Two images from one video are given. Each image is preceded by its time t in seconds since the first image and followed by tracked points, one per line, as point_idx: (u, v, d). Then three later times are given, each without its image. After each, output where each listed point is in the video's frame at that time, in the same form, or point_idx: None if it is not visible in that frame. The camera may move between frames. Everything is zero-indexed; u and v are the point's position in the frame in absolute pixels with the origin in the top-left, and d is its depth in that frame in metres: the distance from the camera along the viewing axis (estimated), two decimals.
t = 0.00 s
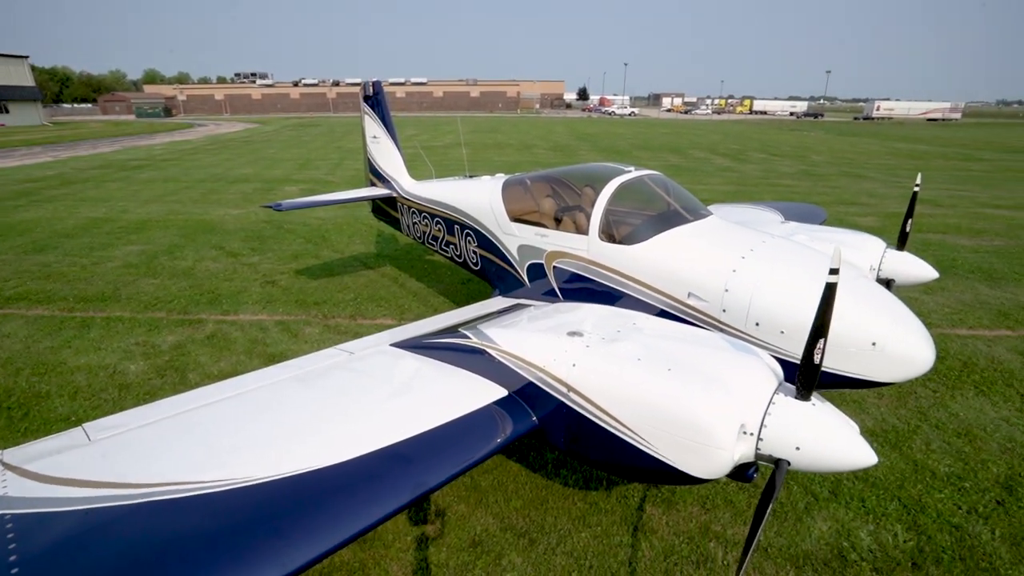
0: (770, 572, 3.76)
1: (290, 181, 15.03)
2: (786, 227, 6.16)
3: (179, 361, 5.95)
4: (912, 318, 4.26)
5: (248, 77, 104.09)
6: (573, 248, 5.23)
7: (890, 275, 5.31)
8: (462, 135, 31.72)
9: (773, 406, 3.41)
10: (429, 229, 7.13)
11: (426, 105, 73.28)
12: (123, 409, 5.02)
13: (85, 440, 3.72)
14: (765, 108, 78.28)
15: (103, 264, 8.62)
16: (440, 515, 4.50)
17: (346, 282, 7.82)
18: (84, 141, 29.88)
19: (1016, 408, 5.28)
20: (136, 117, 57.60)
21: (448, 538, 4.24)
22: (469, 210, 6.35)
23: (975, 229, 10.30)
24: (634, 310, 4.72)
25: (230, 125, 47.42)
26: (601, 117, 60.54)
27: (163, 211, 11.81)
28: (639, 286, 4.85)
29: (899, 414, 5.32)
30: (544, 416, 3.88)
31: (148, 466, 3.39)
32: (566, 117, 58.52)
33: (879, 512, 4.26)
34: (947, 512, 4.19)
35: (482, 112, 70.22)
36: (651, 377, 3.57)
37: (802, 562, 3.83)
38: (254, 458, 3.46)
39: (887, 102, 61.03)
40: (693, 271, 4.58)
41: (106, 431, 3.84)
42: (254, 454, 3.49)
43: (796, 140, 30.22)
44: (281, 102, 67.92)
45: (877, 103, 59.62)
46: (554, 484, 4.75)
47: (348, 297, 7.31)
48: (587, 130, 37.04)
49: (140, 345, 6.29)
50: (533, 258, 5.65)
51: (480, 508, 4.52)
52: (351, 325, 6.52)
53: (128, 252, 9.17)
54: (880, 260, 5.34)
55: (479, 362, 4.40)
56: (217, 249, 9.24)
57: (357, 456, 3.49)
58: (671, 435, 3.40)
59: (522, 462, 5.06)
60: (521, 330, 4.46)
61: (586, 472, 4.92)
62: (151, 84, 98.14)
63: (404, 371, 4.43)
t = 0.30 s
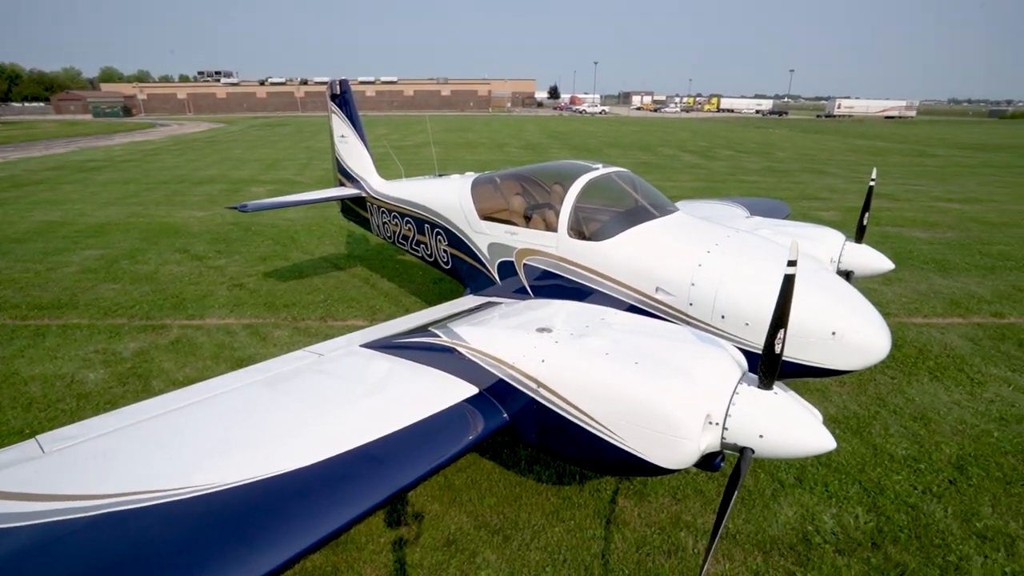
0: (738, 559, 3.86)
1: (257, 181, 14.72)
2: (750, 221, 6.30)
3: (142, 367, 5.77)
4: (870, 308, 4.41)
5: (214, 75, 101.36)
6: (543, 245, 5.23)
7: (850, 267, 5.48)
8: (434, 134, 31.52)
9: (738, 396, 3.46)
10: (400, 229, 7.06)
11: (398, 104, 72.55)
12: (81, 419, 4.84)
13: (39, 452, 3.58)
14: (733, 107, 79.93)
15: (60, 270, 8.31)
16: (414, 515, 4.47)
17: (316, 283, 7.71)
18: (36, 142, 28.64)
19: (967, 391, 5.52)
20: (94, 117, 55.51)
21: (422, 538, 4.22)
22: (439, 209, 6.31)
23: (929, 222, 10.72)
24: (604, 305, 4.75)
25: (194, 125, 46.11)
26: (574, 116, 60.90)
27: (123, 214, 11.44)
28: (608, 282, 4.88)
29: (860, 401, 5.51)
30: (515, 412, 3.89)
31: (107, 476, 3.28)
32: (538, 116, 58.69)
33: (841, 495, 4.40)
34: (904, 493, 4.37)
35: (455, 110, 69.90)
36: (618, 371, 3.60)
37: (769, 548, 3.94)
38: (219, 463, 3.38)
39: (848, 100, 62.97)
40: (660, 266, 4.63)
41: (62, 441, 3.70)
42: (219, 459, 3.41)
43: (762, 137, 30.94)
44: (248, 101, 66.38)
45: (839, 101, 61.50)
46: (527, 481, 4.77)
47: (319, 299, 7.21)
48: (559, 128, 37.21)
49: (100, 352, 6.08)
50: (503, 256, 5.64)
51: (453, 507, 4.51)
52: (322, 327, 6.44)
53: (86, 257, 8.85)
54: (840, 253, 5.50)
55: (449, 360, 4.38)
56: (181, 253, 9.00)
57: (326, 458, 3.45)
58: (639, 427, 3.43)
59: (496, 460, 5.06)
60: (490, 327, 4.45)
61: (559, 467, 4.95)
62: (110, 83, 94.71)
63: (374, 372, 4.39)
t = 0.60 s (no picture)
0: (707, 546, 3.95)
1: (221, 183, 14.36)
2: (716, 216, 6.43)
3: (101, 376, 5.58)
4: (828, 298, 4.55)
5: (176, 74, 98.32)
6: (512, 243, 5.23)
7: (810, 259, 5.64)
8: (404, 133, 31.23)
9: (702, 386, 3.51)
10: (368, 229, 6.99)
11: (368, 103, 71.63)
12: (35, 432, 4.65)
13: None
14: (698, 105, 81.46)
15: (11, 277, 7.95)
16: (386, 516, 4.43)
17: (284, 286, 7.57)
18: None
19: (921, 376, 5.76)
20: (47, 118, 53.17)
21: (395, 539, 4.19)
22: (407, 208, 6.27)
23: (885, 215, 11.13)
24: (573, 302, 4.78)
25: (154, 125, 44.60)
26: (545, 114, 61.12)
27: (79, 218, 11.03)
28: (576, 278, 4.90)
29: (822, 388, 5.69)
30: (485, 410, 3.90)
31: (59, 489, 3.17)
32: (510, 114, 58.72)
33: (805, 480, 4.54)
34: (862, 476, 4.54)
35: (426, 109, 69.40)
36: (585, 366, 3.63)
37: (736, 534, 4.04)
38: (181, 471, 3.30)
39: (810, 99, 64.85)
40: (627, 261, 4.67)
41: (13, 455, 3.55)
42: (181, 466, 3.34)
43: (728, 135, 31.59)
44: (212, 101, 64.62)
45: (800, 99, 63.36)
46: (500, 478, 4.79)
47: (287, 301, 7.09)
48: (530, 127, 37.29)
49: (55, 362, 5.84)
50: (472, 254, 5.63)
51: (426, 507, 4.49)
52: (290, 331, 6.33)
53: (40, 263, 8.50)
54: (801, 246, 5.65)
55: (418, 360, 4.34)
56: (142, 257, 8.72)
57: (293, 462, 3.40)
58: (607, 421, 3.46)
59: (468, 459, 5.06)
60: (459, 326, 4.43)
61: (532, 463, 4.98)
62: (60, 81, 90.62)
63: (342, 373, 4.34)
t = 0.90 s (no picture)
0: (677, 536, 4.02)
1: (182, 185, 13.95)
2: (681, 212, 6.54)
3: (54, 387, 5.35)
4: (789, 290, 4.67)
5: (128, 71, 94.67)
6: (480, 241, 5.22)
7: (773, 253, 5.78)
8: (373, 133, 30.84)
9: (667, 379, 3.54)
10: (335, 230, 6.88)
11: (337, 103, 70.50)
12: None
13: None
14: (667, 103, 82.76)
15: None
16: (357, 519, 4.37)
17: (250, 290, 7.41)
18: None
19: (877, 363, 5.99)
20: None
21: (366, 543, 4.15)
22: (374, 208, 6.19)
23: (844, 209, 11.52)
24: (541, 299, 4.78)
25: (110, 126, 42.96)
26: (516, 113, 61.16)
27: (30, 223, 10.55)
28: (545, 276, 4.90)
29: (785, 377, 5.86)
30: (454, 409, 3.89)
31: (8, 505, 3.02)
32: (481, 113, 58.53)
33: (769, 467, 4.67)
34: (824, 461, 4.69)
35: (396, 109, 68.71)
36: (552, 362, 3.64)
37: (704, 523, 4.12)
38: (137, 481, 3.19)
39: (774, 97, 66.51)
40: (595, 258, 4.70)
41: None
42: (141, 476, 3.23)
43: (694, 132, 32.17)
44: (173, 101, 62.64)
45: (764, 98, 64.99)
46: (472, 477, 4.78)
47: (252, 305, 6.94)
48: (500, 126, 37.28)
49: (5, 374, 5.58)
50: (440, 254, 5.60)
51: (398, 509, 4.45)
52: (256, 335, 6.20)
53: None
54: (763, 240, 5.78)
55: (385, 361, 4.29)
56: (98, 263, 8.40)
57: (258, 467, 3.33)
58: (575, 416, 3.48)
59: (440, 459, 5.04)
60: (426, 325, 4.40)
61: (504, 461, 4.99)
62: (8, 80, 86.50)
63: (308, 376, 4.26)
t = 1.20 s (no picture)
0: (647, 527, 4.07)
1: (140, 188, 13.48)
2: (648, 208, 6.62)
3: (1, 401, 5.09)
4: (751, 282, 4.77)
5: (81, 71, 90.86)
6: (447, 241, 5.19)
7: (736, 247, 5.90)
8: (340, 133, 30.36)
9: (632, 373, 3.58)
10: (299, 232, 6.75)
11: (303, 103, 69.15)
12: None
13: None
14: (635, 101, 83.83)
15: None
16: (327, 525, 4.29)
17: (213, 295, 7.21)
18: None
19: (837, 352, 6.19)
20: None
21: (336, 548, 4.08)
22: (339, 209, 6.09)
23: (804, 204, 11.87)
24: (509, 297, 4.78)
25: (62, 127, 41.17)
26: (485, 112, 61.09)
27: None
28: (512, 274, 4.90)
29: (750, 368, 6.00)
30: (422, 411, 3.87)
31: None
32: (450, 112, 58.28)
33: (736, 456, 4.77)
34: (787, 447, 4.83)
35: (365, 109, 67.82)
36: (518, 360, 3.64)
37: (674, 513, 4.19)
38: (88, 495, 3.05)
39: (737, 96, 68.09)
40: (561, 255, 4.72)
41: None
42: (94, 488, 3.10)
43: (661, 130, 32.65)
44: (130, 101, 60.40)
45: (727, 96, 66.53)
46: (443, 477, 4.76)
47: (215, 311, 6.75)
48: (470, 125, 37.16)
49: None
50: (407, 253, 5.54)
51: (368, 512, 4.39)
52: (220, 341, 6.03)
53: None
54: (727, 234, 5.90)
55: (350, 363, 4.22)
56: (49, 270, 8.05)
57: (220, 474, 3.24)
58: (542, 412, 3.50)
59: (411, 460, 4.99)
60: (392, 326, 4.34)
61: (475, 460, 4.98)
62: None
63: (271, 379, 4.15)
